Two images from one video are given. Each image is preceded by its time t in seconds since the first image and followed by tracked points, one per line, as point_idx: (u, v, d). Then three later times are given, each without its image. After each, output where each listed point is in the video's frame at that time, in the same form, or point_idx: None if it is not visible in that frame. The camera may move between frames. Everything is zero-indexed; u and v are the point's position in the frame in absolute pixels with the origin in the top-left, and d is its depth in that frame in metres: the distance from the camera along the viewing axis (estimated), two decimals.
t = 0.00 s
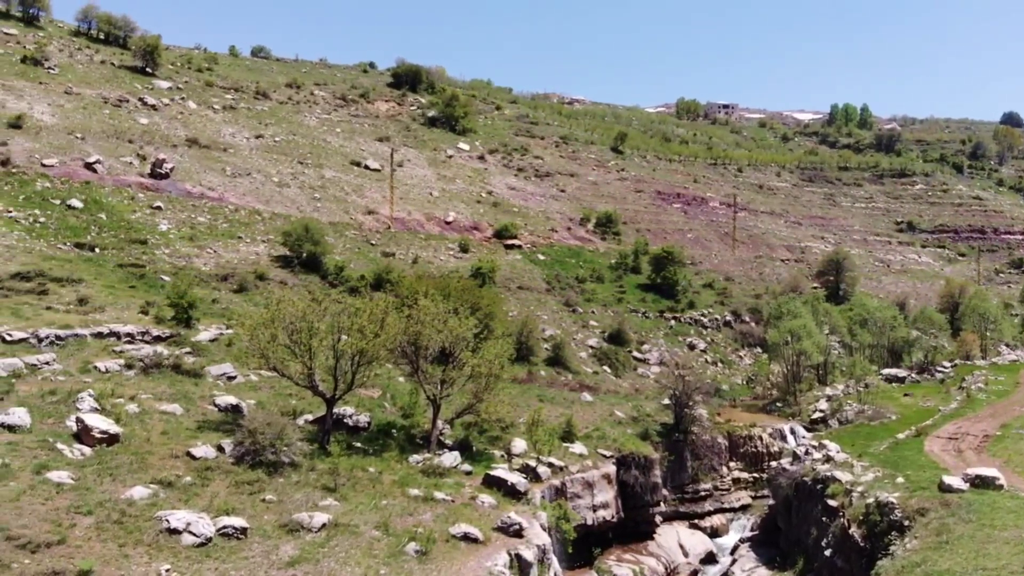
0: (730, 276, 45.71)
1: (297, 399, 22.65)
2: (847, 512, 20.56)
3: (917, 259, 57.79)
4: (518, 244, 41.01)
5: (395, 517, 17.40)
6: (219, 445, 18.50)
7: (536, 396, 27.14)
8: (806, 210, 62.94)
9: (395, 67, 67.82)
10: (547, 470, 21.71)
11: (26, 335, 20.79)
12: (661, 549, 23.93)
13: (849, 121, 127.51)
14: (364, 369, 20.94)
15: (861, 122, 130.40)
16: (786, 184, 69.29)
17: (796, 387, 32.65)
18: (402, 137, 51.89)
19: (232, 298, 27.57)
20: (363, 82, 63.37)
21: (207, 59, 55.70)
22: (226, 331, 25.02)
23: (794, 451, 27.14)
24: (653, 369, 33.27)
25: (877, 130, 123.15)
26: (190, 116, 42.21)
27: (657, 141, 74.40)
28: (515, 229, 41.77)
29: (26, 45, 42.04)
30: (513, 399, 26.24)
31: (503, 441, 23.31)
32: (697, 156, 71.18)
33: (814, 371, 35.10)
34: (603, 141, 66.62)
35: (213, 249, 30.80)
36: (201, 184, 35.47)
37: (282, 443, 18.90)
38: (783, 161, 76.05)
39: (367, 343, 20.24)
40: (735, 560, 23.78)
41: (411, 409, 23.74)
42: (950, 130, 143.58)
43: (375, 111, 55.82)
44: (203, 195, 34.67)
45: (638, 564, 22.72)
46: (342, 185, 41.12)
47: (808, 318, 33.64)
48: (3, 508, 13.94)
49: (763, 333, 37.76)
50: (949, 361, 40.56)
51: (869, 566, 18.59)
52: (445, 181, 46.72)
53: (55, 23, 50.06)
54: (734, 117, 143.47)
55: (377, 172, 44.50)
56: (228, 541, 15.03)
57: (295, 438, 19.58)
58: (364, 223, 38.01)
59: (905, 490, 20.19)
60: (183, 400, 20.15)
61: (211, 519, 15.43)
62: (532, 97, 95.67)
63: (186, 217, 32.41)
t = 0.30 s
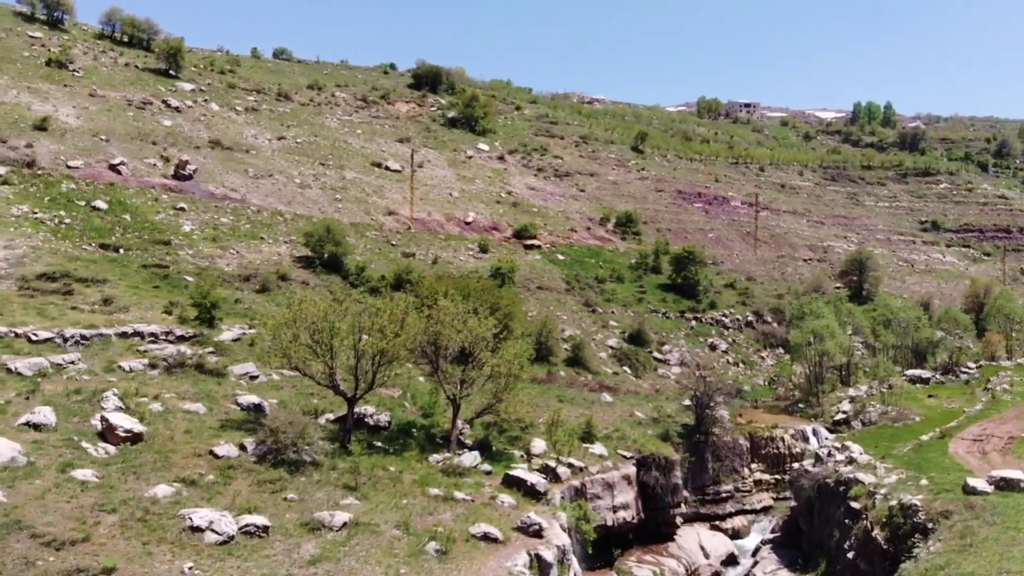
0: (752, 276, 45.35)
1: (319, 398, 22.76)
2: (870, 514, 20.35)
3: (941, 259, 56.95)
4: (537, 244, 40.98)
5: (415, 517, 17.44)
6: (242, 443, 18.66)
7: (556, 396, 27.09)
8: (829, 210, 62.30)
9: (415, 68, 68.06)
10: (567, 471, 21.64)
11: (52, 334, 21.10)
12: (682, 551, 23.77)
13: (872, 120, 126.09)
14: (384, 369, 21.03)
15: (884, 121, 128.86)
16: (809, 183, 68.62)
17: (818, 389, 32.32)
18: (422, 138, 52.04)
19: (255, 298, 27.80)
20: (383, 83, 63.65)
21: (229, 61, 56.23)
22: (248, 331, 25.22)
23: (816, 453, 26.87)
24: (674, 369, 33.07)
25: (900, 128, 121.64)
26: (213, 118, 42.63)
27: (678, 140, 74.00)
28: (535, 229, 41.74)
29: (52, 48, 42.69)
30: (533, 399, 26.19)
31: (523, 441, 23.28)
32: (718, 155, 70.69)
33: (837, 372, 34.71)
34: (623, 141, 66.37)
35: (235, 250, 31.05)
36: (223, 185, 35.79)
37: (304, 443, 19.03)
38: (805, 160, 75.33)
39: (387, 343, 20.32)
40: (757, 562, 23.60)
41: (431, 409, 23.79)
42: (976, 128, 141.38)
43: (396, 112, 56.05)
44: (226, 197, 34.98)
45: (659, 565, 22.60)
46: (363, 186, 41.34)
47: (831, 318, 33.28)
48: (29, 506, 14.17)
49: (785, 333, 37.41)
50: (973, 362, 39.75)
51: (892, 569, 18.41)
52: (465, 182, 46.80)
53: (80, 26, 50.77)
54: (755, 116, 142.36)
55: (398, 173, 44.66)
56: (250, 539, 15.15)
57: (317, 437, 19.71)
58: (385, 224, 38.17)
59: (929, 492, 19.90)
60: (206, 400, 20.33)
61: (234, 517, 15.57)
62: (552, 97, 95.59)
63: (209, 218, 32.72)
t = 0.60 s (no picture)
0: (774, 276, 44.95)
1: (340, 398, 22.88)
2: (893, 516, 20.12)
3: (967, 258, 56.10)
4: (557, 244, 40.91)
5: (435, 516, 17.48)
6: (264, 443, 18.81)
7: (575, 397, 26.99)
8: (852, 209, 61.62)
9: (435, 69, 68.26)
10: (587, 472, 21.55)
11: (78, 334, 21.39)
12: (703, 553, 23.58)
13: (896, 118, 124.66)
14: (404, 369, 21.11)
15: (908, 119, 127.26)
16: (831, 182, 67.91)
17: (841, 390, 31.96)
18: (442, 138, 52.17)
19: (277, 298, 28.01)
20: (404, 84, 63.92)
21: (251, 63, 56.73)
22: (270, 331, 25.40)
23: (839, 455, 26.59)
24: (694, 370, 32.86)
25: (924, 127, 120.03)
26: (235, 120, 43.04)
27: (698, 139, 73.56)
28: (554, 229, 41.67)
29: (77, 51, 43.31)
30: (552, 400, 26.13)
31: (542, 441, 23.23)
32: (739, 154, 70.15)
33: (860, 373, 34.27)
34: (643, 140, 66.09)
35: (257, 250, 31.30)
36: (246, 186, 36.10)
37: (325, 442, 19.15)
38: (827, 159, 74.58)
39: (408, 343, 20.40)
40: (778, 565, 23.39)
41: (451, 409, 23.82)
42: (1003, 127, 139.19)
43: (416, 113, 56.24)
44: (248, 198, 35.27)
45: (679, 567, 22.45)
46: (383, 187, 41.51)
47: (854, 318, 32.89)
48: (55, 504, 14.41)
49: (808, 334, 37.03)
50: (1000, 363, 39.14)
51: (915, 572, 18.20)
52: (484, 182, 46.84)
53: (105, 29, 51.47)
54: (777, 114, 141.21)
55: (418, 174, 44.79)
56: (272, 538, 15.27)
57: (338, 436, 19.83)
58: (405, 224, 38.29)
59: (953, 495, 19.62)
60: (228, 399, 20.52)
61: (256, 516, 15.70)
62: (572, 96, 95.46)
63: (232, 219, 33.02)
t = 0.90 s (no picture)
0: (796, 276, 44.53)
1: (361, 397, 22.96)
2: (917, 519, 19.87)
3: (993, 258, 55.21)
4: (577, 245, 40.83)
5: (455, 516, 17.50)
6: (286, 442, 18.98)
7: (595, 397, 26.91)
8: (875, 209, 60.87)
9: (455, 70, 68.42)
10: (607, 473, 21.46)
11: (103, 334, 21.66)
12: (723, 555, 23.44)
13: (919, 116, 123.16)
14: (424, 369, 21.17)
15: (932, 118, 125.60)
16: (854, 182, 67.15)
17: (864, 391, 31.59)
18: (462, 139, 52.27)
19: (298, 298, 28.19)
20: (424, 85, 64.13)
21: (273, 65, 57.21)
22: (292, 331, 25.56)
23: (862, 457, 26.28)
24: (715, 371, 32.63)
25: (948, 125, 118.41)
26: (257, 121, 43.40)
27: (720, 138, 73.08)
28: (574, 229, 41.58)
29: (101, 54, 43.90)
30: (572, 400, 26.05)
31: (562, 441, 23.14)
32: (761, 153, 69.58)
33: (884, 374, 33.82)
34: (664, 140, 65.76)
35: (280, 251, 31.53)
36: (267, 187, 36.37)
37: (346, 441, 19.26)
38: (850, 158, 73.77)
39: (428, 343, 20.46)
40: (800, 568, 23.16)
41: (471, 409, 23.84)
42: None
43: (436, 114, 56.40)
44: (271, 199, 35.52)
45: (700, 569, 22.30)
46: (404, 188, 41.64)
47: (878, 319, 32.49)
48: (79, 502, 14.65)
49: (831, 335, 36.60)
50: None
51: None
52: (504, 182, 46.84)
53: (129, 32, 52.13)
54: (799, 113, 139.97)
55: (437, 174, 44.89)
56: (293, 537, 15.38)
57: (359, 436, 19.93)
58: (425, 225, 38.38)
59: (978, 498, 19.33)
60: (250, 398, 20.68)
61: (277, 514, 15.83)
62: (592, 96, 95.26)
63: (254, 220, 33.30)
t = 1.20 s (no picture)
0: (819, 277, 44.10)
1: (381, 397, 23.04)
2: (941, 522, 19.63)
3: (1019, 258, 54.29)
4: (596, 245, 40.73)
5: (475, 516, 17.51)
6: (307, 441, 19.13)
7: (615, 398, 26.80)
8: (899, 208, 60.12)
9: (475, 70, 68.54)
10: (627, 474, 21.35)
11: (127, 334, 21.92)
12: (745, 557, 23.28)
13: (944, 114, 121.57)
14: (444, 369, 21.24)
15: (957, 116, 123.91)
16: (878, 181, 66.38)
17: (888, 392, 31.19)
18: (481, 139, 52.33)
19: (320, 298, 28.36)
20: (444, 86, 64.31)
21: (295, 67, 57.62)
22: (314, 330, 25.71)
23: (886, 460, 25.98)
24: (737, 372, 32.39)
25: (973, 124, 116.75)
26: (278, 122, 43.73)
27: (741, 137, 72.53)
28: (593, 229, 41.48)
29: (125, 57, 44.46)
30: (592, 401, 25.97)
31: (582, 442, 23.05)
32: (784, 152, 68.98)
33: (908, 375, 33.30)
34: (684, 139, 65.41)
35: (301, 251, 31.75)
36: (289, 188, 36.62)
37: (366, 440, 19.35)
38: (874, 157, 72.93)
39: (448, 343, 20.52)
40: (822, 570, 22.95)
41: (490, 409, 23.86)
42: None
43: (456, 115, 56.53)
44: (293, 200, 35.75)
45: (721, 571, 22.17)
46: (424, 188, 41.76)
47: (902, 319, 32.07)
48: (103, 500, 14.87)
49: (855, 335, 36.15)
50: None
51: None
52: (523, 183, 46.82)
53: (154, 35, 52.75)
54: (821, 112, 138.61)
55: (457, 175, 44.97)
56: (315, 535, 15.47)
57: (379, 435, 20.02)
58: (445, 225, 38.47)
59: (1004, 500, 19.04)
60: (272, 397, 20.84)
61: (299, 513, 15.94)
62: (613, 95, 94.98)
63: (276, 220, 33.56)
